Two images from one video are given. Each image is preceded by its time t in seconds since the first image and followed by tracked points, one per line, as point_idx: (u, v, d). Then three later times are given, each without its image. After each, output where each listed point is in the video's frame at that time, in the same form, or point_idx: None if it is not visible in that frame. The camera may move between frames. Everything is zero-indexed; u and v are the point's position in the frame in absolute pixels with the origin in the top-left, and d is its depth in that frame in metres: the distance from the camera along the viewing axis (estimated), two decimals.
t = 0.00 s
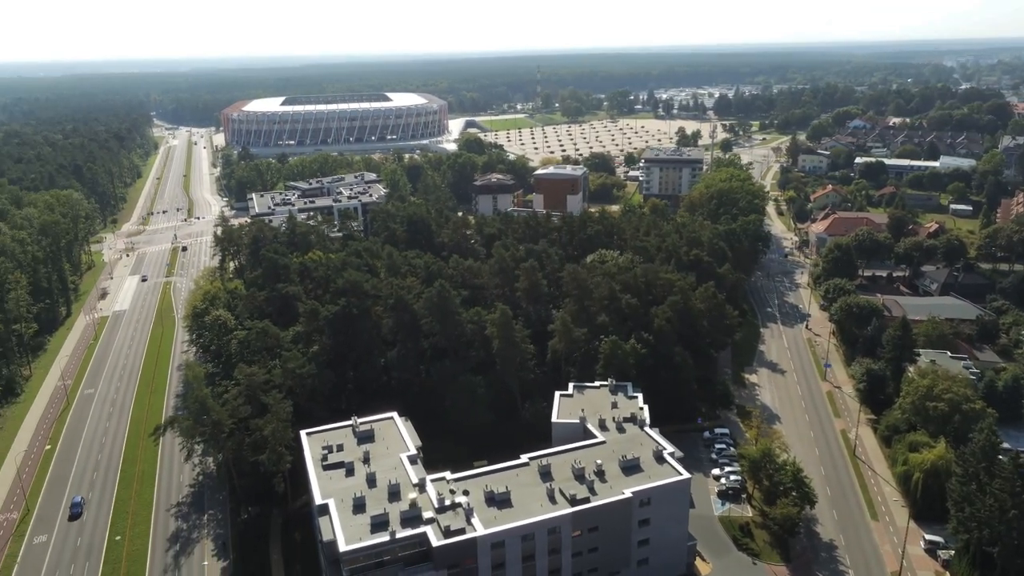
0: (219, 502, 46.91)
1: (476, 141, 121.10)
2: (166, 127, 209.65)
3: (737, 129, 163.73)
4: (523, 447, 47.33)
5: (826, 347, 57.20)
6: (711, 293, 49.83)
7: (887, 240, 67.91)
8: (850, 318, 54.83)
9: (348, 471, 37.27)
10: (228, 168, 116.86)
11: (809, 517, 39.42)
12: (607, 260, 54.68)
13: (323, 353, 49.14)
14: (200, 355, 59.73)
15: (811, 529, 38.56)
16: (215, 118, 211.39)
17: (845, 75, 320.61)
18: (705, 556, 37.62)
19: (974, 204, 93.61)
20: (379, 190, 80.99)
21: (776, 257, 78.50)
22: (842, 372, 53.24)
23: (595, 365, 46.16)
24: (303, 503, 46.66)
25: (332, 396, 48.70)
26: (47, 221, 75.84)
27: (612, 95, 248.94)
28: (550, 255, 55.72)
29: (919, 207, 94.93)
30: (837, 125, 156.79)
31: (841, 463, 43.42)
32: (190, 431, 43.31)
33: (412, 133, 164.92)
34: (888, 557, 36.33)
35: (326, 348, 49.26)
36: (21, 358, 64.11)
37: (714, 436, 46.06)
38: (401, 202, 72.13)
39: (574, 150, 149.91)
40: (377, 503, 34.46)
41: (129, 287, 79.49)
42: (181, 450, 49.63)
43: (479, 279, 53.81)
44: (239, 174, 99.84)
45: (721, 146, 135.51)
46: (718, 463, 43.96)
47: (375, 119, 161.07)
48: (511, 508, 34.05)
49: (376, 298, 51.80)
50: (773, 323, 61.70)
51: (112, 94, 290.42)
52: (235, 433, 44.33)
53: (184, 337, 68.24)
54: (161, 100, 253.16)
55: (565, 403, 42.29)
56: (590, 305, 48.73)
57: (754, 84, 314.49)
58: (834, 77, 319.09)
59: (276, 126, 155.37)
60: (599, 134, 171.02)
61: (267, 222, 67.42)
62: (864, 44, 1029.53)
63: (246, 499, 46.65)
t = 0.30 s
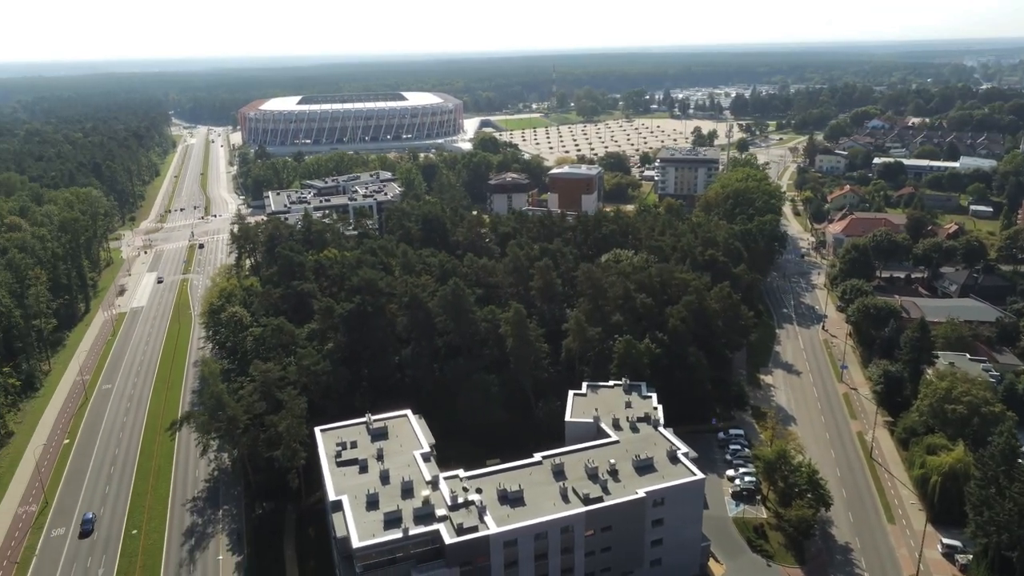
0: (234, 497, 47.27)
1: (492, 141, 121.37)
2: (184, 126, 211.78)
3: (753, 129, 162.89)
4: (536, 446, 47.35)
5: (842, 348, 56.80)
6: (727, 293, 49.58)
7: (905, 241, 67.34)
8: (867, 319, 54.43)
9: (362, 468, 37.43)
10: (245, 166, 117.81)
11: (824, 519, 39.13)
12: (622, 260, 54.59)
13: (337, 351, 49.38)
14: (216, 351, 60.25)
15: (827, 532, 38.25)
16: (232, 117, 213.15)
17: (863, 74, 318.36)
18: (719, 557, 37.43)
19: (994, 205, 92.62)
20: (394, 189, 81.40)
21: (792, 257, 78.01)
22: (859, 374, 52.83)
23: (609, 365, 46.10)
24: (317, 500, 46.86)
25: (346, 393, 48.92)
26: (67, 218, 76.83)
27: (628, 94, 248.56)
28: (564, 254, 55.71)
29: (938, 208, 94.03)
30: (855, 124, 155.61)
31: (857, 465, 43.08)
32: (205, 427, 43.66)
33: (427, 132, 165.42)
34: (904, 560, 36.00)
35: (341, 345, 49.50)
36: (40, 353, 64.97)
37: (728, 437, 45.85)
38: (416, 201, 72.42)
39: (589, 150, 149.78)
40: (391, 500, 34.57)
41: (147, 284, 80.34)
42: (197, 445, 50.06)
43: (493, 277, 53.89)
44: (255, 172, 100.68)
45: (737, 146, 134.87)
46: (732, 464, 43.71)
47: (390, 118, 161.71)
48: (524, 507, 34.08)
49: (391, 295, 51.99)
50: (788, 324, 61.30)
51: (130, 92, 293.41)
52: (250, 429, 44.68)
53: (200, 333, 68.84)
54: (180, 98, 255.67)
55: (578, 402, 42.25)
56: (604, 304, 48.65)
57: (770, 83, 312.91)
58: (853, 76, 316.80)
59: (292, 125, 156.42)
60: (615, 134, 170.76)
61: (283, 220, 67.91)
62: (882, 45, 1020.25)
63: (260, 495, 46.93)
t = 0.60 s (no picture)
0: (249, 493, 47.59)
1: (507, 140, 121.59)
2: (203, 125, 213.86)
3: (770, 128, 161.94)
4: (550, 445, 47.32)
5: (859, 349, 56.31)
6: (742, 293, 49.31)
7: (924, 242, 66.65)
8: (885, 320, 53.94)
9: (376, 465, 37.60)
10: (262, 165, 118.72)
11: (840, 522, 38.80)
12: (637, 259, 54.43)
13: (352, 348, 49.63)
14: (232, 347, 60.73)
15: (842, 535, 37.92)
16: (249, 116, 214.91)
17: (883, 74, 315.71)
18: (733, 559, 37.24)
19: (1015, 206, 91.45)
20: (409, 187, 81.74)
21: (809, 258, 77.43)
22: (876, 376, 52.36)
23: (623, 364, 46.02)
24: (331, 496, 47.07)
25: (361, 390, 49.11)
26: (86, 215, 77.87)
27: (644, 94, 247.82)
28: (579, 254, 55.69)
29: (958, 209, 92.97)
30: (874, 124, 154.16)
31: (874, 468, 42.69)
32: (221, 423, 43.99)
33: (443, 131, 165.87)
34: (921, 564, 35.62)
35: (356, 342, 49.75)
36: (60, 348, 65.80)
37: (743, 438, 45.58)
38: (431, 200, 72.69)
39: (604, 149, 149.56)
40: (404, 497, 34.70)
41: (165, 281, 81.18)
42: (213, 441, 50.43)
43: (507, 276, 53.94)
44: (272, 170, 101.46)
45: (754, 146, 134.11)
46: (747, 465, 43.47)
47: (406, 118, 162.29)
48: (537, 505, 34.08)
49: (405, 294, 52.16)
50: (805, 325, 60.86)
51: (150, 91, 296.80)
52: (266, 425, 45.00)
53: (217, 330, 69.43)
54: (199, 97, 258.14)
55: (592, 402, 42.18)
56: (618, 304, 48.56)
57: (788, 83, 310.95)
58: (871, 76, 314.17)
59: (309, 124, 157.40)
60: (631, 134, 170.34)
61: (299, 218, 68.38)
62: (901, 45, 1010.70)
63: (275, 491, 47.18)
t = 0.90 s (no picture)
0: (264, 489, 47.90)
1: (522, 139, 121.69)
2: (220, 123, 215.66)
3: (787, 128, 160.87)
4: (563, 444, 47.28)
5: (877, 352, 55.81)
6: (758, 294, 49.01)
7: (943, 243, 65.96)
8: (903, 322, 53.46)
9: (389, 462, 37.74)
10: (278, 163, 119.52)
11: (856, 525, 38.49)
12: (652, 259, 54.25)
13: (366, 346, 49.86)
14: (247, 344, 61.18)
15: (858, 537, 37.60)
16: (266, 116, 216.56)
17: (902, 74, 313.03)
18: (747, 560, 37.05)
19: None
20: (424, 186, 82.06)
21: (826, 259, 76.85)
22: (893, 378, 51.90)
23: (637, 364, 45.89)
24: (345, 493, 47.27)
25: (375, 387, 49.31)
26: (105, 212, 78.79)
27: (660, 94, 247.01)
28: (594, 253, 55.62)
29: (979, 210, 91.92)
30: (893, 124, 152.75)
31: (891, 470, 42.31)
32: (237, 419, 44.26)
33: (458, 130, 166.28)
34: (939, 568, 35.24)
35: (370, 340, 49.93)
36: (78, 344, 66.63)
37: (757, 439, 45.31)
38: (446, 199, 72.90)
39: (620, 149, 149.29)
40: (417, 494, 34.80)
41: (182, 278, 81.97)
42: (228, 436, 50.78)
43: (521, 275, 53.97)
44: (289, 169, 102.16)
45: (771, 145, 133.29)
46: (762, 466, 43.20)
47: (422, 117, 162.78)
48: (550, 504, 34.06)
49: (420, 292, 52.31)
50: (821, 326, 60.41)
51: (168, 90, 299.85)
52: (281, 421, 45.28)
53: (233, 326, 70.00)
54: (216, 96, 260.51)
55: (605, 401, 42.09)
56: (633, 303, 48.44)
57: (805, 83, 309.00)
58: (891, 75, 311.39)
59: (325, 123, 158.29)
60: (646, 133, 169.91)
61: (315, 216, 68.83)
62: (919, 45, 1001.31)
63: (289, 487, 47.46)
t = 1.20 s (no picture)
0: (278, 485, 48.23)
1: (538, 139, 121.81)
2: (238, 122, 217.22)
3: (804, 128, 159.81)
4: (576, 443, 47.31)
5: (894, 354, 55.29)
6: (774, 294, 48.75)
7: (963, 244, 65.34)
8: (921, 324, 52.94)
9: (403, 459, 37.86)
10: (295, 162, 120.31)
11: (872, 528, 38.14)
12: (667, 259, 54.10)
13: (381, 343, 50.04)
14: (263, 341, 61.66)
15: (875, 541, 37.25)
16: (283, 115, 218.17)
17: (922, 74, 310.09)
18: (762, 562, 36.85)
19: None
20: (439, 185, 82.34)
21: (843, 260, 76.25)
22: (911, 381, 51.40)
23: (652, 364, 45.78)
24: (358, 490, 47.45)
25: (389, 385, 49.51)
26: (124, 210, 79.67)
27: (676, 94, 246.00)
28: (609, 253, 55.53)
29: (1000, 211, 90.84)
30: (913, 124, 151.24)
31: (908, 473, 41.91)
32: (252, 415, 44.57)
33: (474, 130, 166.64)
34: (957, 572, 34.85)
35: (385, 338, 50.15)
36: (97, 340, 67.41)
37: (773, 440, 45.02)
38: (461, 198, 73.11)
39: (635, 149, 148.93)
40: (430, 492, 34.90)
41: (199, 275, 82.75)
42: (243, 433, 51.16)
43: (536, 274, 53.99)
44: (305, 167, 102.86)
45: (788, 146, 132.43)
46: (777, 468, 42.95)
47: (437, 116, 163.25)
48: (563, 503, 34.04)
49: (434, 290, 52.46)
50: (838, 328, 59.95)
51: (186, 90, 302.89)
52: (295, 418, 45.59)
53: (249, 323, 70.54)
54: (234, 96, 262.83)
55: (619, 401, 41.99)
56: (648, 303, 48.30)
57: (823, 83, 306.69)
58: (910, 75, 308.42)
59: (342, 122, 159.15)
60: (662, 133, 169.35)
61: (330, 214, 69.29)
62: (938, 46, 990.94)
63: (304, 483, 47.73)
